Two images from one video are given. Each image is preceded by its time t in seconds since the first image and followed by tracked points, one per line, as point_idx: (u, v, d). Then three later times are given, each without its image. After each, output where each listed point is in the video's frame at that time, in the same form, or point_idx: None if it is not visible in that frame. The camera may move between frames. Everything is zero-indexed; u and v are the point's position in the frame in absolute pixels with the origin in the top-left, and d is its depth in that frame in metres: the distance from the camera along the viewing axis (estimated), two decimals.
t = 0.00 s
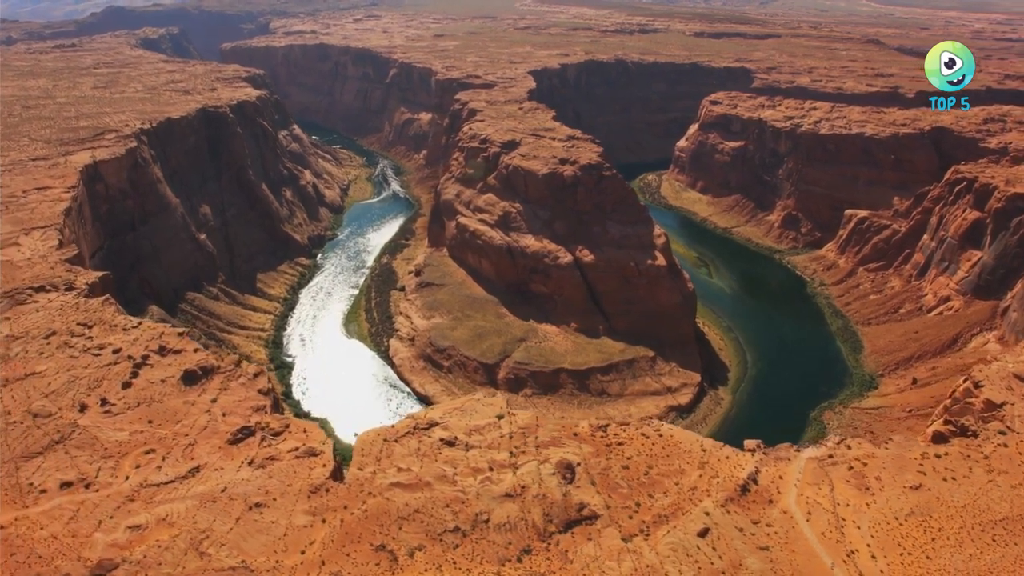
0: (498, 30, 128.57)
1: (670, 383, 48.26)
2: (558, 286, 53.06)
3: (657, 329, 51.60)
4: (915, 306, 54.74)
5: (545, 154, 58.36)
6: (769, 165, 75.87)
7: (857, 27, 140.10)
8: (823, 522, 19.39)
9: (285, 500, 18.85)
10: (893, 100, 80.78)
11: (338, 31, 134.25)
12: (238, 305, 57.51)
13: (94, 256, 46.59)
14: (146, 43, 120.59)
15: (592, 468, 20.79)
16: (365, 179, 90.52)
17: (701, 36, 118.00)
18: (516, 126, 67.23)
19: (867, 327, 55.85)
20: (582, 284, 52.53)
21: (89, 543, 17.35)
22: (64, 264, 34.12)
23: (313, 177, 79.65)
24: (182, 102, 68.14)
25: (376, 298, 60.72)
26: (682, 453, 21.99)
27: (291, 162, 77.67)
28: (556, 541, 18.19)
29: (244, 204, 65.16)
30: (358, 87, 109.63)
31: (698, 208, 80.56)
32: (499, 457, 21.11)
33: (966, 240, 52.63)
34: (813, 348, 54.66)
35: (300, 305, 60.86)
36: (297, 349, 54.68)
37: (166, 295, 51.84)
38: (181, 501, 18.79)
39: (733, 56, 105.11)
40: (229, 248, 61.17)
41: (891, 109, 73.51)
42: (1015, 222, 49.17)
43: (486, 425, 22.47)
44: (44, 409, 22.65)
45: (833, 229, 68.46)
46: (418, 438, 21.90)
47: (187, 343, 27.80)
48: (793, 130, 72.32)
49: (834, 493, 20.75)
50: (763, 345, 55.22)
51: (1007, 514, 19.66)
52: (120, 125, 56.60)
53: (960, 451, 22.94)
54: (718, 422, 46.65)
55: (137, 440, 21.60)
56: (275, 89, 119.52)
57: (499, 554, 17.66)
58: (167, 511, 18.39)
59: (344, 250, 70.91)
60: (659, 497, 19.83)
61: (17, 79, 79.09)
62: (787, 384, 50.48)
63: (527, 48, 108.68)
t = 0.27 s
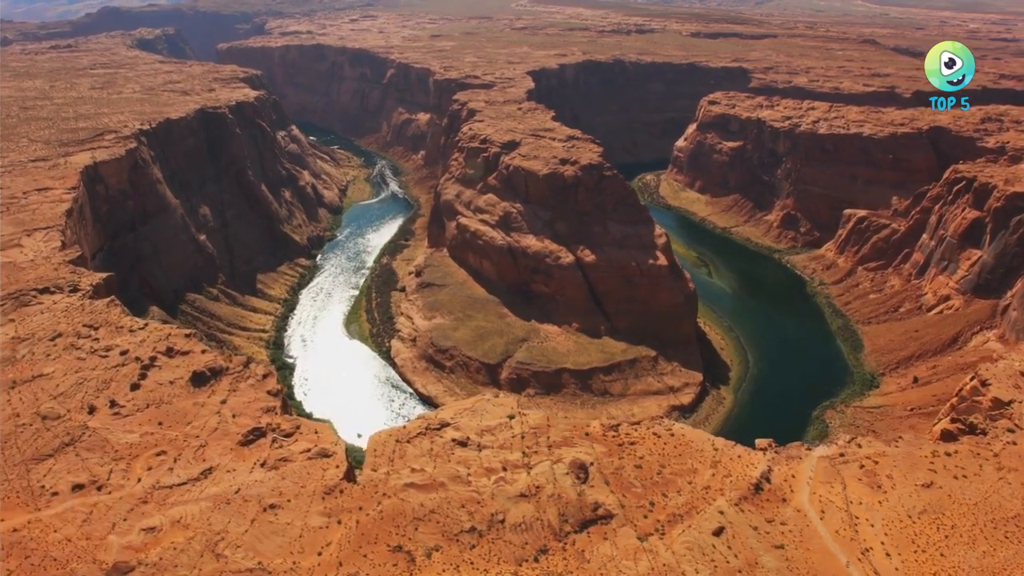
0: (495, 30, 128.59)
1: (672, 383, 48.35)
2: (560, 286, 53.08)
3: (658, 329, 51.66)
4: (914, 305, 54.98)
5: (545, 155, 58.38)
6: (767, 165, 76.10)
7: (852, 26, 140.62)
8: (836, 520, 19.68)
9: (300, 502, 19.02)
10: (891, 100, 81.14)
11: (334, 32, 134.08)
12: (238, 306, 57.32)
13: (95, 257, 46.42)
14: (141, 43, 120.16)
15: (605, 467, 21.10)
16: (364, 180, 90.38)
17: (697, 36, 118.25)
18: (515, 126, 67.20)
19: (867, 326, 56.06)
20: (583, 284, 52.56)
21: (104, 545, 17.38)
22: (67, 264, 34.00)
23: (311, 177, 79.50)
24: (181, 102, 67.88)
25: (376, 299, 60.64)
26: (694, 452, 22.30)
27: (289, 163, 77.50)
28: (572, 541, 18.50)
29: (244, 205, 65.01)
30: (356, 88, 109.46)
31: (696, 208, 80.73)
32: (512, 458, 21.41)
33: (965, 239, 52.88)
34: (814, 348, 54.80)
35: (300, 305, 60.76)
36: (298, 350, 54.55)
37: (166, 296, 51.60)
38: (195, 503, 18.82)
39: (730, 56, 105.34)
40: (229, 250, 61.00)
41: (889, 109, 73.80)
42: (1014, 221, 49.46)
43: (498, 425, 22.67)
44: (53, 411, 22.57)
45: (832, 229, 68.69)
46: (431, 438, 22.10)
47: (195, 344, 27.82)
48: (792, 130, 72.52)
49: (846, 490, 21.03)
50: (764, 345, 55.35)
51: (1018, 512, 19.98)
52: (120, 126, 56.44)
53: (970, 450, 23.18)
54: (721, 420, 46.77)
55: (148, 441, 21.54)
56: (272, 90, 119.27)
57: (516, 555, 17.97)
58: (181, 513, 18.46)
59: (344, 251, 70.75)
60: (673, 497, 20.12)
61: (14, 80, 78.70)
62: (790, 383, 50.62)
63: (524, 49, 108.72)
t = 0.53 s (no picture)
0: (491, 30, 128.62)
1: (675, 382, 48.41)
2: (561, 286, 53.10)
3: (660, 329, 51.70)
4: (914, 304, 55.20)
5: (546, 155, 58.42)
6: (765, 165, 76.36)
7: (847, 27, 141.21)
8: (852, 517, 20.04)
9: (317, 503, 19.25)
10: (888, 100, 81.48)
11: (331, 32, 133.85)
12: (239, 307, 57.07)
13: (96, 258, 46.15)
14: (137, 44, 119.65)
15: (620, 467, 21.44)
16: (362, 181, 90.24)
17: (694, 37, 118.55)
18: (515, 126, 67.22)
19: (868, 325, 56.24)
20: (585, 284, 52.58)
21: (121, 548, 17.47)
22: (71, 266, 33.83)
23: (310, 178, 79.32)
24: (179, 103, 67.62)
25: (377, 299, 60.50)
26: (709, 452, 22.68)
27: (288, 164, 77.31)
28: (591, 540, 18.82)
29: (243, 206, 64.79)
30: (353, 88, 109.30)
31: (695, 208, 80.90)
32: (527, 457, 21.76)
33: (965, 238, 53.14)
34: (815, 347, 54.93)
35: (300, 306, 60.60)
36: (299, 351, 54.35)
37: (167, 298, 51.35)
38: (211, 505, 18.97)
39: (727, 56, 105.63)
40: (229, 251, 60.78)
41: (887, 108, 74.13)
42: (1014, 220, 49.75)
43: (511, 426, 23.09)
44: (63, 413, 22.48)
45: (830, 228, 68.95)
46: (445, 439, 22.52)
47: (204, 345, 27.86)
48: (790, 130, 72.76)
49: (861, 488, 21.40)
50: (765, 344, 55.46)
51: None
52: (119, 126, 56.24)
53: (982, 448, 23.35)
54: (724, 419, 46.85)
55: (160, 443, 21.52)
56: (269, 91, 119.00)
57: (535, 554, 18.26)
58: (197, 516, 18.62)
59: (343, 251, 70.60)
60: (689, 496, 20.48)
61: (10, 81, 78.22)
62: (792, 383, 50.72)
63: (522, 49, 108.80)
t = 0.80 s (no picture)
0: (488, 31, 128.58)
1: (677, 382, 48.50)
2: (563, 286, 53.13)
3: (661, 328, 51.74)
4: (914, 303, 55.40)
5: (546, 155, 58.44)
6: (764, 164, 76.57)
7: (842, 27, 141.64)
8: (865, 516, 20.55)
9: (331, 505, 20.06)
10: (886, 100, 81.77)
11: (327, 32, 133.60)
12: (239, 308, 56.91)
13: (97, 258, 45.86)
14: (132, 44, 119.14)
15: (634, 467, 21.95)
16: (360, 181, 90.09)
17: (690, 37, 118.76)
18: (515, 127, 67.23)
19: (868, 324, 56.45)
20: (586, 284, 52.62)
21: (136, 550, 18.21)
22: (74, 267, 33.66)
23: (309, 179, 79.16)
24: (178, 104, 67.39)
25: (377, 300, 60.43)
26: (720, 450, 23.16)
27: (287, 164, 77.13)
28: (608, 540, 19.36)
29: (243, 207, 64.61)
30: (350, 89, 109.12)
31: (694, 207, 81.03)
32: (540, 457, 22.28)
33: (964, 237, 53.40)
34: (815, 347, 55.08)
35: (300, 307, 60.50)
36: (300, 352, 54.23)
37: (167, 299, 51.13)
38: (224, 507, 19.79)
39: (724, 56, 105.85)
40: (229, 251, 60.59)
41: (885, 108, 74.39)
42: (1013, 219, 50.03)
43: (522, 426, 23.71)
44: (73, 415, 22.94)
45: (830, 228, 69.18)
46: (457, 439, 23.06)
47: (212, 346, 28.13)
48: (789, 129, 72.95)
49: (873, 487, 21.88)
50: (766, 344, 55.56)
51: None
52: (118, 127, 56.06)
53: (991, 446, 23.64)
54: (727, 419, 47.02)
55: (171, 445, 22.17)
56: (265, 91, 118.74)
57: (554, 554, 18.81)
58: (211, 518, 19.41)
59: (343, 252, 70.48)
60: (703, 494, 21.03)
61: (6, 81, 77.79)
62: (794, 382, 50.82)
63: (519, 49, 108.80)
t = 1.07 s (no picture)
0: (484, 31, 128.59)
1: (680, 381, 48.58)
2: (564, 286, 53.16)
3: (663, 328, 51.78)
4: (914, 301, 55.65)
5: (546, 155, 58.44)
6: (762, 164, 76.80)
7: (836, 27, 142.31)
8: (880, 514, 20.84)
9: (348, 506, 20.18)
10: (883, 100, 82.12)
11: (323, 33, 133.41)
12: (240, 309, 56.72)
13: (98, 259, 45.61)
14: (127, 45, 118.58)
15: (648, 466, 22.08)
16: (358, 182, 89.94)
17: (686, 37, 119.08)
18: (514, 127, 67.23)
19: (868, 323, 56.69)
20: (588, 284, 52.65)
21: (154, 553, 18.27)
22: (77, 269, 33.48)
23: (307, 180, 78.97)
24: (176, 105, 67.12)
25: (378, 301, 60.33)
26: (734, 449, 23.31)
27: (285, 165, 76.92)
28: (626, 539, 19.52)
29: (242, 208, 64.41)
30: (346, 90, 108.96)
31: (692, 208, 81.21)
32: (555, 457, 22.38)
33: (964, 236, 53.70)
34: (816, 346, 55.25)
35: (301, 308, 60.31)
36: (301, 353, 54.08)
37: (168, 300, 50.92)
38: (241, 509, 19.89)
39: (720, 57, 106.15)
40: (229, 253, 60.38)
41: (882, 108, 74.66)
42: (1012, 219, 50.32)
43: (534, 426, 23.86)
44: (84, 418, 23.01)
45: (828, 227, 69.46)
46: (472, 440, 23.15)
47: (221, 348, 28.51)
48: (787, 129, 73.18)
49: (886, 485, 22.24)
50: (767, 343, 55.69)
51: None
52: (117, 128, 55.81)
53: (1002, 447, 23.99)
54: (730, 418, 47.16)
55: (184, 448, 22.30)
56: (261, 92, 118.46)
57: (573, 553, 18.97)
58: (228, 520, 19.49)
59: (343, 253, 70.32)
60: (718, 493, 21.20)
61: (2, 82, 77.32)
62: (796, 381, 50.97)
63: (516, 49, 108.85)
